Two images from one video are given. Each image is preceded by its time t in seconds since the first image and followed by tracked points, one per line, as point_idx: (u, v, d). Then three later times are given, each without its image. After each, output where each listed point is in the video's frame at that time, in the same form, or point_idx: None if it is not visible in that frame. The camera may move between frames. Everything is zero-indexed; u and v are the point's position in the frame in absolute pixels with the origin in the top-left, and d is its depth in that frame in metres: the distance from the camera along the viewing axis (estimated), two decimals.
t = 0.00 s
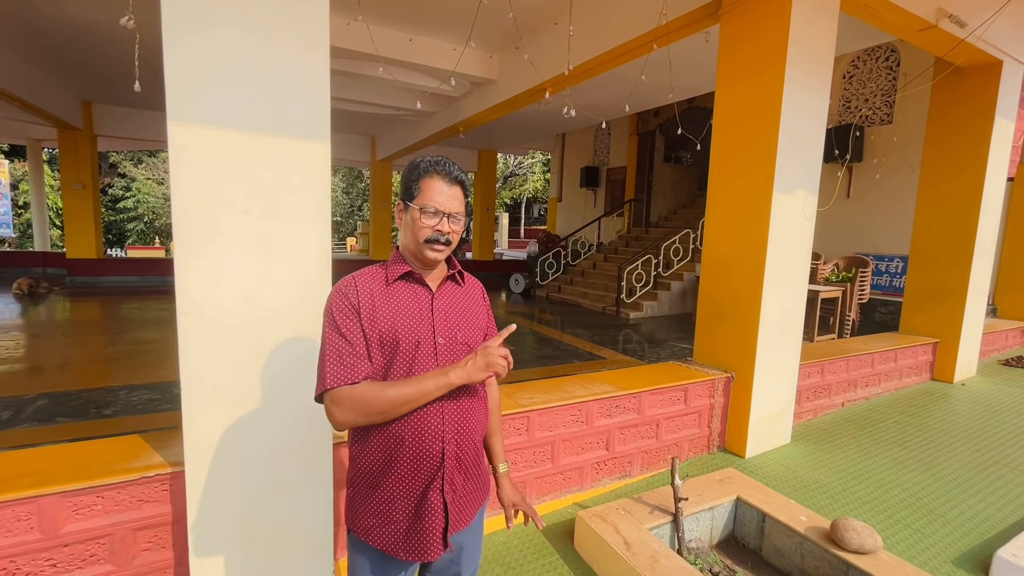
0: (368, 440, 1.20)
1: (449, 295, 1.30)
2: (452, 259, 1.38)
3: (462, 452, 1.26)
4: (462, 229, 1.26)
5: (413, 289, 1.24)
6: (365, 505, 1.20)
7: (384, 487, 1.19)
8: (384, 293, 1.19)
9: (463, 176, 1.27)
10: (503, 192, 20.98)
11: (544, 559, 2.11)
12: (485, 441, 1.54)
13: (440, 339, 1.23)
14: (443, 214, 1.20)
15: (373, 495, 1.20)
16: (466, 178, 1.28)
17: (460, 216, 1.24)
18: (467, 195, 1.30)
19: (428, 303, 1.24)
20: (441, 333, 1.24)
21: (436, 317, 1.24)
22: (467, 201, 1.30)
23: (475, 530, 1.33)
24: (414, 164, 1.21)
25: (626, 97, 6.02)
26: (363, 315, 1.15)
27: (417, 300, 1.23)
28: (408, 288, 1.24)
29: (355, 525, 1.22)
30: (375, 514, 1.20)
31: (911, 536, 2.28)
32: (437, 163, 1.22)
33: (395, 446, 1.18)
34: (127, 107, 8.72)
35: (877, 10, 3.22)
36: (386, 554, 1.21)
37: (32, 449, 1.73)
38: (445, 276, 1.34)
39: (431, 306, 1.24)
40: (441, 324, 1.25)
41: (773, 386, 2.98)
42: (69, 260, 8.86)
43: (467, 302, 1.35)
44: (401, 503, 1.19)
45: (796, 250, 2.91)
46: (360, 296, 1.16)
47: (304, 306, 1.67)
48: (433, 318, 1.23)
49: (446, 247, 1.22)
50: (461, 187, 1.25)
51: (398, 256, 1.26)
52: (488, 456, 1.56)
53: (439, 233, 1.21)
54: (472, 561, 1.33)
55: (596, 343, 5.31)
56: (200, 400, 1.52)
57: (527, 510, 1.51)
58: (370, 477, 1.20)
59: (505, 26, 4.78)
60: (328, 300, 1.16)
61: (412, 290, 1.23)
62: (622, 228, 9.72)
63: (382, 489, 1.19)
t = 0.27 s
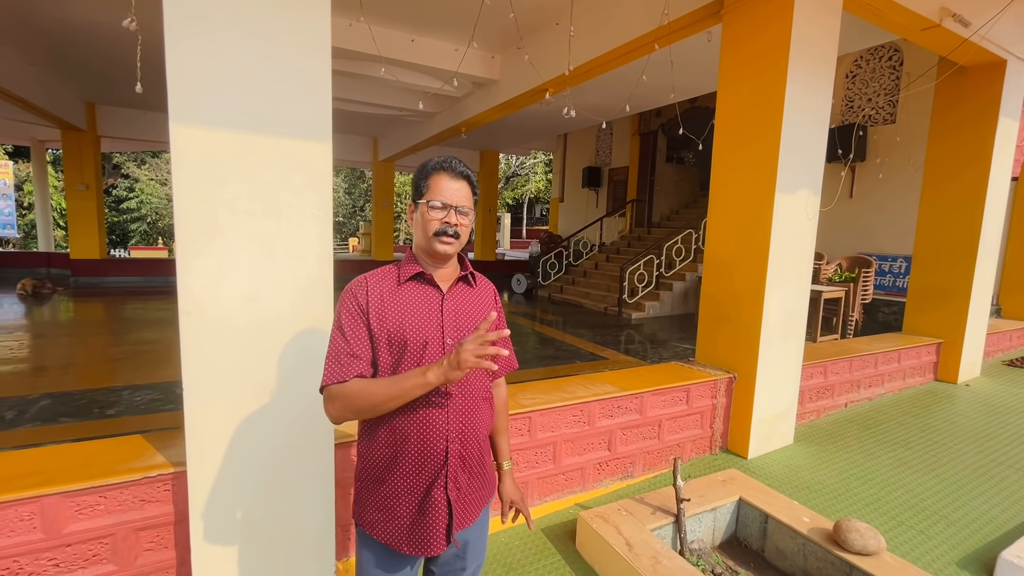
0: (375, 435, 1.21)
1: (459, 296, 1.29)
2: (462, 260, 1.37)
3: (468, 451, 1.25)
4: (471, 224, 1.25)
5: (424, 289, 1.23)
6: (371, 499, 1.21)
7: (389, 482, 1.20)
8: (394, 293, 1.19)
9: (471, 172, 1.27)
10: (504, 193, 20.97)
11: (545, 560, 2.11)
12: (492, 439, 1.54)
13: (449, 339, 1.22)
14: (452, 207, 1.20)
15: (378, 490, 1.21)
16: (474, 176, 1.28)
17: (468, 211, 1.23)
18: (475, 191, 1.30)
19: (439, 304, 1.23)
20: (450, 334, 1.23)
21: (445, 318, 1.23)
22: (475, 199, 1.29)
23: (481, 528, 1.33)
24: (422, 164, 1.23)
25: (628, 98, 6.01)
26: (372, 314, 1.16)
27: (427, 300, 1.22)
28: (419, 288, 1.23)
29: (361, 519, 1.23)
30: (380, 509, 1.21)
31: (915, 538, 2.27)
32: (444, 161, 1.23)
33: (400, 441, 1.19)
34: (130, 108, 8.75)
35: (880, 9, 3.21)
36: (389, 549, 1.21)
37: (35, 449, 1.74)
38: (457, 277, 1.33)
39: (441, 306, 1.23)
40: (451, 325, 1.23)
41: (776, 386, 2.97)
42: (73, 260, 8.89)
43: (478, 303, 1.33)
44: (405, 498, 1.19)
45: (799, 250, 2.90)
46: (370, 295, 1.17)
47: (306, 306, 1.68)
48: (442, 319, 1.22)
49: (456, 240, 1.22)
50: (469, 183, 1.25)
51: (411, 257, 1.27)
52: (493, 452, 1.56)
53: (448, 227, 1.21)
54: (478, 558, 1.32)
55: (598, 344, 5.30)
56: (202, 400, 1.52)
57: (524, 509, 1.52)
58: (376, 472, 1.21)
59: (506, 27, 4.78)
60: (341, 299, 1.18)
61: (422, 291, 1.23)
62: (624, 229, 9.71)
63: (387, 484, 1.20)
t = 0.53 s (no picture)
0: (375, 430, 1.22)
1: (465, 298, 1.26)
2: (472, 261, 1.35)
3: (466, 451, 1.24)
4: (474, 223, 1.24)
5: (427, 291, 1.22)
6: (370, 494, 1.22)
7: (386, 477, 1.20)
8: (397, 294, 1.20)
9: (475, 173, 1.26)
10: (507, 193, 20.98)
11: (547, 560, 2.11)
12: (504, 442, 1.50)
13: (450, 341, 1.21)
14: (453, 205, 1.20)
15: (377, 485, 1.22)
16: (479, 176, 1.28)
17: (471, 209, 1.23)
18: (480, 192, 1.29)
19: (441, 305, 1.22)
20: (451, 336, 1.22)
21: (446, 320, 1.21)
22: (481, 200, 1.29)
23: (485, 527, 1.33)
24: (427, 166, 1.24)
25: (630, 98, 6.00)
26: (374, 314, 1.17)
27: (429, 302, 1.21)
28: (423, 290, 1.23)
29: (361, 513, 1.24)
30: (379, 504, 1.22)
31: (919, 539, 2.26)
32: (448, 162, 1.24)
33: (397, 439, 1.19)
34: (135, 109, 8.79)
35: (885, 8, 3.20)
36: (387, 544, 1.21)
37: (40, 449, 1.75)
38: (464, 278, 1.31)
39: (443, 308, 1.22)
40: (452, 326, 1.22)
41: (779, 386, 2.96)
42: (78, 261, 8.94)
43: (485, 305, 1.30)
44: (402, 495, 1.20)
45: (802, 250, 2.89)
46: (373, 295, 1.18)
47: (309, 307, 1.68)
48: (444, 321, 1.21)
49: (458, 238, 1.21)
50: (472, 183, 1.24)
51: (419, 258, 1.28)
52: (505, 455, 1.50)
53: (449, 225, 1.20)
54: (481, 558, 1.31)
55: (601, 344, 5.30)
56: (205, 401, 1.53)
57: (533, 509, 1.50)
58: (376, 467, 1.22)
59: (508, 27, 4.79)
60: (347, 298, 1.20)
61: (425, 292, 1.22)
62: (626, 229, 9.70)
63: (385, 479, 1.20)
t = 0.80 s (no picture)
0: (376, 427, 1.23)
1: (466, 298, 1.27)
2: (474, 261, 1.35)
3: (466, 450, 1.24)
4: (473, 226, 1.23)
5: (429, 290, 1.23)
6: (370, 490, 1.23)
7: (386, 474, 1.21)
8: (399, 292, 1.21)
9: (475, 175, 1.25)
10: (511, 193, 20.98)
11: (549, 561, 2.11)
12: (515, 446, 1.49)
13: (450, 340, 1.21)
14: (448, 209, 1.19)
15: (377, 481, 1.22)
16: (479, 178, 1.26)
17: (469, 212, 1.21)
18: (481, 193, 1.28)
19: (442, 304, 1.23)
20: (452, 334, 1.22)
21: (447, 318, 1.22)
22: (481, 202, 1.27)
23: (487, 527, 1.33)
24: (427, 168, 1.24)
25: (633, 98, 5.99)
26: (376, 312, 1.19)
27: (430, 300, 1.22)
28: (425, 289, 1.24)
29: (362, 509, 1.25)
30: (379, 501, 1.22)
31: (923, 541, 2.24)
32: (447, 165, 1.23)
33: (396, 436, 1.20)
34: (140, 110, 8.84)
35: (888, 7, 3.17)
36: (387, 542, 1.22)
37: (45, 448, 1.76)
38: (465, 278, 1.31)
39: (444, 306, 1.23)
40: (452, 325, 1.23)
41: (783, 387, 2.95)
42: (83, 262, 8.99)
43: (487, 305, 1.30)
44: (401, 492, 1.20)
45: (806, 251, 2.87)
46: (376, 294, 1.20)
47: (311, 307, 1.69)
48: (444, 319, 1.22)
49: (453, 242, 1.21)
50: (471, 185, 1.23)
51: (420, 258, 1.29)
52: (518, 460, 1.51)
53: (445, 229, 1.20)
54: (484, 558, 1.31)
55: (604, 345, 5.29)
56: (207, 401, 1.54)
57: (546, 522, 1.48)
58: (376, 464, 1.23)
59: (510, 28, 4.79)
60: (351, 298, 1.22)
61: (427, 292, 1.23)
62: (630, 229, 9.68)
63: (384, 476, 1.21)
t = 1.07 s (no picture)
0: (376, 427, 1.23)
1: (466, 299, 1.27)
2: (472, 261, 1.36)
3: (465, 451, 1.24)
4: (471, 226, 1.24)
5: (429, 291, 1.24)
6: (370, 492, 1.23)
7: (385, 476, 1.21)
8: (399, 293, 1.21)
9: (471, 175, 1.26)
10: (515, 194, 20.97)
11: (551, 562, 2.10)
12: (506, 445, 1.50)
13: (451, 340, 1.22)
14: (447, 209, 1.20)
15: (377, 483, 1.22)
16: (475, 178, 1.27)
17: (466, 212, 1.22)
18: (478, 193, 1.29)
19: (442, 305, 1.24)
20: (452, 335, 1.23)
21: (448, 318, 1.23)
22: (479, 203, 1.28)
23: (485, 527, 1.33)
24: (423, 171, 1.25)
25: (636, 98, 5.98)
26: (376, 313, 1.19)
27: (431, 301, 1.23)
28: (425, 290, 1.24)
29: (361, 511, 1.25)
30: (378, 502, 1.22)
31: (929, 545, 2.22)
32: (443, 166, 1.23)
33: (397, 436, 1.20)
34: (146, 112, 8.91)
35: (894, 5, 3.15)
36: (386, 544, 1.21)
37: (49, 448, 1.77)
38: (465, 279, 1.31)
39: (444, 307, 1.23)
40: (452, 326, 1.23)
41: (787, 388, 2.93)
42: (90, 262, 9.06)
43: (487, 306, 1.31)
44: (401, 493, 1.20)
45: (810, 252, 2.86)
46: (376, 295, 1.20)
47: (312, 307, 1.69)
48: (445, 320, 1.22)
49: (454, 242, 1.21)
50: (468, 185, 1.24)
51: (420, 261, 1.29)
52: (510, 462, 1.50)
53: (444, 229, 1.21)
54: (481, 560, 1.31)
55: (607, 346, 5.28)
56: (210, 400, 1.54)
57: (533, 523, 1.47)
58: (375, 465, 1.23)
59: (513, 29, 4.79)
60: (351, 298, 1.22)
61: (428, 292, 1.23)
62: (634, 230, 9.66)
63: (384, 477, 1.21)
